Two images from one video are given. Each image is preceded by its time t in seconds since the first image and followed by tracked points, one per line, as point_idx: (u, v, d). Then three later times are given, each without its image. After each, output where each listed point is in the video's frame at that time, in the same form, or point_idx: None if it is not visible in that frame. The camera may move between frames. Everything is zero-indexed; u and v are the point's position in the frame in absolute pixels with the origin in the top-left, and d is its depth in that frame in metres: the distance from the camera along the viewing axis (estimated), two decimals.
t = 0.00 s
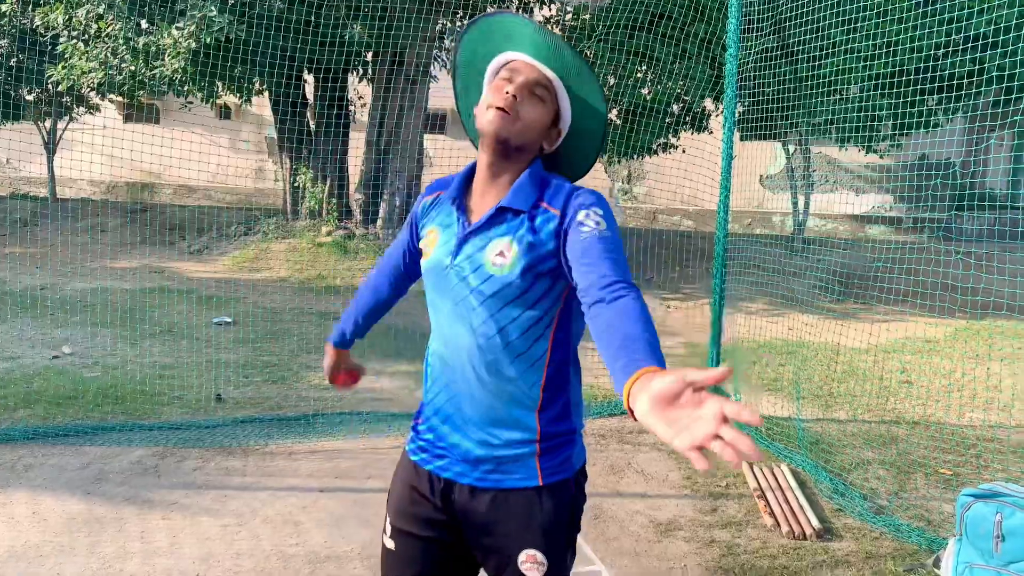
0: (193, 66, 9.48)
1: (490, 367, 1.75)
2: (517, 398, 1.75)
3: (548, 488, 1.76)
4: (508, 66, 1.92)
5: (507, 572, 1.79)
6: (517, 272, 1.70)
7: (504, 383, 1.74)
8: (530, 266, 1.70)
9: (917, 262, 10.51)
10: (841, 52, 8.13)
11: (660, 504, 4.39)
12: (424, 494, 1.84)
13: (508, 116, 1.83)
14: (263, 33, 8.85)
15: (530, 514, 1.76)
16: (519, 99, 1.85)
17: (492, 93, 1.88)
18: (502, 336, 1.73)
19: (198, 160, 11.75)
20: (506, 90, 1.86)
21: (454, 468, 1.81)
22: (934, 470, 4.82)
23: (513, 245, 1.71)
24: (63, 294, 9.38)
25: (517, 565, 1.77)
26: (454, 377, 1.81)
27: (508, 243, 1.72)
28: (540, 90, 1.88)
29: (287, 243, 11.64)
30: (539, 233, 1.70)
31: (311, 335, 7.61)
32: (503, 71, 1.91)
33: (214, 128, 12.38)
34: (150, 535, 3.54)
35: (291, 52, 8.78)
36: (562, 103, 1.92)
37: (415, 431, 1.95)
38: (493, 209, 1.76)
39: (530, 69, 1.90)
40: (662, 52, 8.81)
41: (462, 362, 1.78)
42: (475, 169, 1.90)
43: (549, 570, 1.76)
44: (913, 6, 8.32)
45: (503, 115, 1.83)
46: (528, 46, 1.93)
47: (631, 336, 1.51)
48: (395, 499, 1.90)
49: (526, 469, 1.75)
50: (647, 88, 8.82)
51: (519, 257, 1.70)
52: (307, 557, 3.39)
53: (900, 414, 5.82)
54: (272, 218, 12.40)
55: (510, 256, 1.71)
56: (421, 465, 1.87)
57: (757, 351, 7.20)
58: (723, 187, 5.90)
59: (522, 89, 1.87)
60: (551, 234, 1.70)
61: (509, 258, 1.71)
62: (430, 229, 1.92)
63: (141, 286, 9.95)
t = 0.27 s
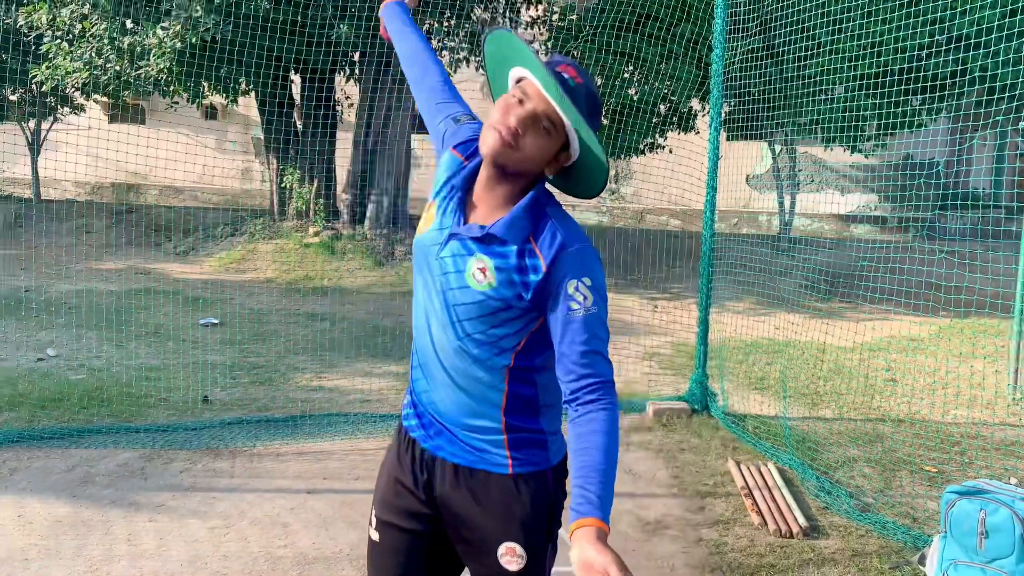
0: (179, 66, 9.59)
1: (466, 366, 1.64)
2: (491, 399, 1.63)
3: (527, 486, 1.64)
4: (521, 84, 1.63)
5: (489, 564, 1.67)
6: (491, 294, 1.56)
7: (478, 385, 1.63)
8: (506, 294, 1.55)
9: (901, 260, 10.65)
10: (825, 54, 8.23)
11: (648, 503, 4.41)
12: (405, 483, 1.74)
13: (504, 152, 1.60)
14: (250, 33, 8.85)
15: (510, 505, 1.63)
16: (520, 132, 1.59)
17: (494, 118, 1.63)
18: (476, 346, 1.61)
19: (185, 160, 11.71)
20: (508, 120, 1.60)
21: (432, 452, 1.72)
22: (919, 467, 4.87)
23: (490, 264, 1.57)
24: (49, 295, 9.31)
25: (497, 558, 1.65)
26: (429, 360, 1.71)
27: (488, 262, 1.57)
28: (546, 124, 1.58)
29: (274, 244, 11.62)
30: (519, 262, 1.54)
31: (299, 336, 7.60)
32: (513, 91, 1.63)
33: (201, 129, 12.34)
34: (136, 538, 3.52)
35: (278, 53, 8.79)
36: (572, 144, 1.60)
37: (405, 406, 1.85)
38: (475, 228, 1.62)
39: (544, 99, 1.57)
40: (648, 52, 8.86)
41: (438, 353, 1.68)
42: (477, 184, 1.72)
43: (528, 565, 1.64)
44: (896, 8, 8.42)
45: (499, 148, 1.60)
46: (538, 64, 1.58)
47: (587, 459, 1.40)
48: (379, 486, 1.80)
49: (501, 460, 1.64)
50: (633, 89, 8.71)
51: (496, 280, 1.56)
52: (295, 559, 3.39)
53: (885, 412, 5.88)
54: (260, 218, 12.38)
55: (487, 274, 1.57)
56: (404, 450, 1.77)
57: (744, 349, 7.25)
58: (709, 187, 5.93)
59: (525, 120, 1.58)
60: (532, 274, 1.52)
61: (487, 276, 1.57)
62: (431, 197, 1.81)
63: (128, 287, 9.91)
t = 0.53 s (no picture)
0: (173, 67, 9.47)
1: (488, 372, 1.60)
2: (509, 404, 1.64)
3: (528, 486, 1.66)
4: (531, 106, 1.56)
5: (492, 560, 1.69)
6: (521, 308, 1.55)
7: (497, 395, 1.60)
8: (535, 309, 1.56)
9: (896, 259, 10.69)
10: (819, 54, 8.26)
11: (644, 503, 4.41)
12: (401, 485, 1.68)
13: (536, 180, 1.58)
14: (243, 34, 8.84)
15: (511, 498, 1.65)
16: (549, 157, 1.56)
17: (517, 148, 1.58)
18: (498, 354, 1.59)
19: (179, 162, 11.68)
20: (533, 148, 1.56)
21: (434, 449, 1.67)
22: (914, 466, 4.88)
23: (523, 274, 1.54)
24: (43, 298, 9.28)
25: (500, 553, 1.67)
26: (440, 359, 1.63)
27: (522, 274, 1.54)
28: (573, 142, 1.55)
29: (269, 245, 11.59)
30: (551, 280, 1.55)
31: (294, 337, 7.58)
32: (525, 116, 1.57)
33: (195, 130, 12.32)
34: (132, 541, 3.51)
35: (273, 54, 8.78)
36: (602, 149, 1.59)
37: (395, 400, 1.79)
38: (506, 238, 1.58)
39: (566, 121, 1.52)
40: (642, 52, 8.87)
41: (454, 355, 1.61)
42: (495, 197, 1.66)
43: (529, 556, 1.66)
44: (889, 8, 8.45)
45: (532, 179, 1.58)
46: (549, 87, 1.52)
47: (549, 451, 1.59)
48: (368, 487, 1.73)
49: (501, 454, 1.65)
50: (628, 90, 8.77)
51: (528, 294, 1.54)
52: (292, 561, 3.38)
53: (881, 411, 5.90)
54: (254, 219, 12.35)
55: (521, 286, 1.54)
56: (397, 449, 1.72)
57: (739, 349, 7.26)
58: (704, 186, 5.93)
59: (553, 143, 1.54)
60: (562, 294, 1.55)
61: (521, 289, 1.54)
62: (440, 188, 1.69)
63: (122, 290, 9.88)
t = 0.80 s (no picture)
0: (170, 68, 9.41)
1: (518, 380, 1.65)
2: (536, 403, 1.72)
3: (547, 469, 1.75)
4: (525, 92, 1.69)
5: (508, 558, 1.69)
6: (559, 303, 1.68)
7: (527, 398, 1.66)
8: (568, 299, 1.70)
9: (893, 260, 10.70)
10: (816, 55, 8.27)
11: (642, 503, 4.41)
12: (412, 499, 1.66)
13: (548, 158, 1.67)
14: (241, 35, 8.83)
15: (534, 494, 1.71)
16: (555, 128, 1.67)
17: (518, 134, 1.68)
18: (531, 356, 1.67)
19: (176, 163, 11.67)
20: (535, 125, 1.67)
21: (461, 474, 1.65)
22: (912, 466, 4.89)
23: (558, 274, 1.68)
24: (40, 299, 9.26)
25: (521, 549, 1.69)
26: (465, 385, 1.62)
27: (556, 274, 1.67)
28: (568, 112, 1.70)
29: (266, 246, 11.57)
30: (581, 269, 1.72)
31: (292, 338, 7.57)
32: (522, 101, 1.70)
33: (192, 131, 12.31)
34: (130, 542, 3.51)
35: (270, 55, 8.77)
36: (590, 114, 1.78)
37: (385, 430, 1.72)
38: (534, 241, 1.67)
39: (563, 91, 1.69)
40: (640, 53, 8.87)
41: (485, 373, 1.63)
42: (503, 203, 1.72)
43: (549, 548, 1.72)
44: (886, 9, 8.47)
45: (544, 157, 1.66)
46: (536, 64, 1.68)
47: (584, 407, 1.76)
48: (374, 505, 1.70)
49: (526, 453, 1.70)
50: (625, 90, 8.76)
51: (563, 289, 1.68)
52: (290, 562, 3.38)
53: (878, 411, 5.91)
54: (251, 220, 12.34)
55: (556, 285, 1.67)
56: (401, 470, 1.67)
57: (737, 350, 7.27)
58: (701, 187, 5.93)
59: (556, 116, 1.68)
60: (589, 277, 1.74)
61: (556, 286, 1.67)
62: (436, 220, 1.65)
63: (119, 291, 9.86)
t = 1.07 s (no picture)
0: (171, 69, 9.40)
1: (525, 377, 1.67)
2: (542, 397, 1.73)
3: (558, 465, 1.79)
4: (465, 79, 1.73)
5: (524, 561, 1.70)
6: (556, 280, 1.69)
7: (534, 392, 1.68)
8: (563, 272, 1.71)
9: (894, 259, 10.70)
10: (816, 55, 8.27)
11: (642, 503, 4.42)
12: (430, 512, 1.66)
13: (506, 132, 1.69)
14: (242, 36, 8.85)
15: (548, 494, 1.74)
16: (503, 103, 1.70)
17: (471, 118, 1.70)
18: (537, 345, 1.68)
19: (177, 163, 11.67)
20: (486, 104, 1.69)
21: (483, 488, 1.66)
22: (913, 466, 4.88)
23: (548, 252, 1.69)
24: (42, 299, 9.26)
25: (537, 550, 1.70)
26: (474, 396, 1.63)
27: (543, 251, 1.68)
28: (511, 85, 1.74)
29: (267, 246, 11.58)
30: (570, 239, 1.73)
31: (293, 339, 7.57)
32: (465, 87, 1.74)
33: (193, 131, 12.31)
34: (131, 542, 3.51)
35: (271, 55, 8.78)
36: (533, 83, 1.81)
37: (394, 459, 1.72)
38: (517, 224, 1.68)
39: (498, 65, 1.73)
40: (641, 53, 8.88)
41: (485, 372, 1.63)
42: (473, 197, 1.73)
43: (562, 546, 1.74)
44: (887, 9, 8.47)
45: (502, 131, 1.68)
46: (470, 48, 1.72)
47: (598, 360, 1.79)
48: (389, 524, 1.70)
49: (540, 454, 1.73)
50: (626, 91, 8.78)
51: (556, 266, 1.69)
52: (291, 562, 3.38)
53: (879, 411, 5.91)
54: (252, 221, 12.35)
55: (549, 263, 1.68)
56: (417, 490, 1.67)
57: (738, 350, 7.27)
58: (702, 187, 5.93)
59: (500, 92, 1.71)
60: (577, 246, 1.75)
61: (549, 266, 1.68)
62: (413, 240, 1.65)
63: (121, 291, 9.87)
